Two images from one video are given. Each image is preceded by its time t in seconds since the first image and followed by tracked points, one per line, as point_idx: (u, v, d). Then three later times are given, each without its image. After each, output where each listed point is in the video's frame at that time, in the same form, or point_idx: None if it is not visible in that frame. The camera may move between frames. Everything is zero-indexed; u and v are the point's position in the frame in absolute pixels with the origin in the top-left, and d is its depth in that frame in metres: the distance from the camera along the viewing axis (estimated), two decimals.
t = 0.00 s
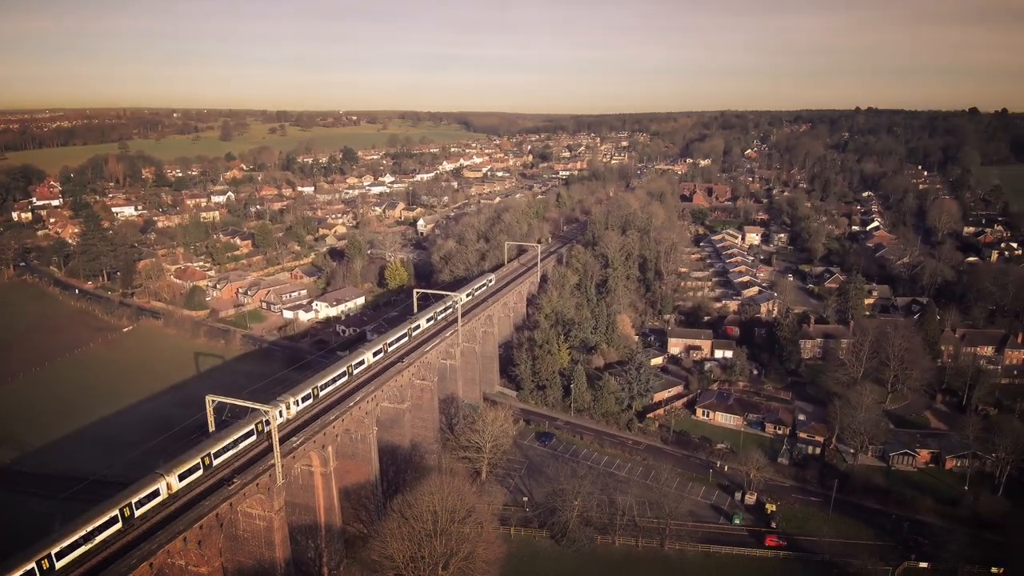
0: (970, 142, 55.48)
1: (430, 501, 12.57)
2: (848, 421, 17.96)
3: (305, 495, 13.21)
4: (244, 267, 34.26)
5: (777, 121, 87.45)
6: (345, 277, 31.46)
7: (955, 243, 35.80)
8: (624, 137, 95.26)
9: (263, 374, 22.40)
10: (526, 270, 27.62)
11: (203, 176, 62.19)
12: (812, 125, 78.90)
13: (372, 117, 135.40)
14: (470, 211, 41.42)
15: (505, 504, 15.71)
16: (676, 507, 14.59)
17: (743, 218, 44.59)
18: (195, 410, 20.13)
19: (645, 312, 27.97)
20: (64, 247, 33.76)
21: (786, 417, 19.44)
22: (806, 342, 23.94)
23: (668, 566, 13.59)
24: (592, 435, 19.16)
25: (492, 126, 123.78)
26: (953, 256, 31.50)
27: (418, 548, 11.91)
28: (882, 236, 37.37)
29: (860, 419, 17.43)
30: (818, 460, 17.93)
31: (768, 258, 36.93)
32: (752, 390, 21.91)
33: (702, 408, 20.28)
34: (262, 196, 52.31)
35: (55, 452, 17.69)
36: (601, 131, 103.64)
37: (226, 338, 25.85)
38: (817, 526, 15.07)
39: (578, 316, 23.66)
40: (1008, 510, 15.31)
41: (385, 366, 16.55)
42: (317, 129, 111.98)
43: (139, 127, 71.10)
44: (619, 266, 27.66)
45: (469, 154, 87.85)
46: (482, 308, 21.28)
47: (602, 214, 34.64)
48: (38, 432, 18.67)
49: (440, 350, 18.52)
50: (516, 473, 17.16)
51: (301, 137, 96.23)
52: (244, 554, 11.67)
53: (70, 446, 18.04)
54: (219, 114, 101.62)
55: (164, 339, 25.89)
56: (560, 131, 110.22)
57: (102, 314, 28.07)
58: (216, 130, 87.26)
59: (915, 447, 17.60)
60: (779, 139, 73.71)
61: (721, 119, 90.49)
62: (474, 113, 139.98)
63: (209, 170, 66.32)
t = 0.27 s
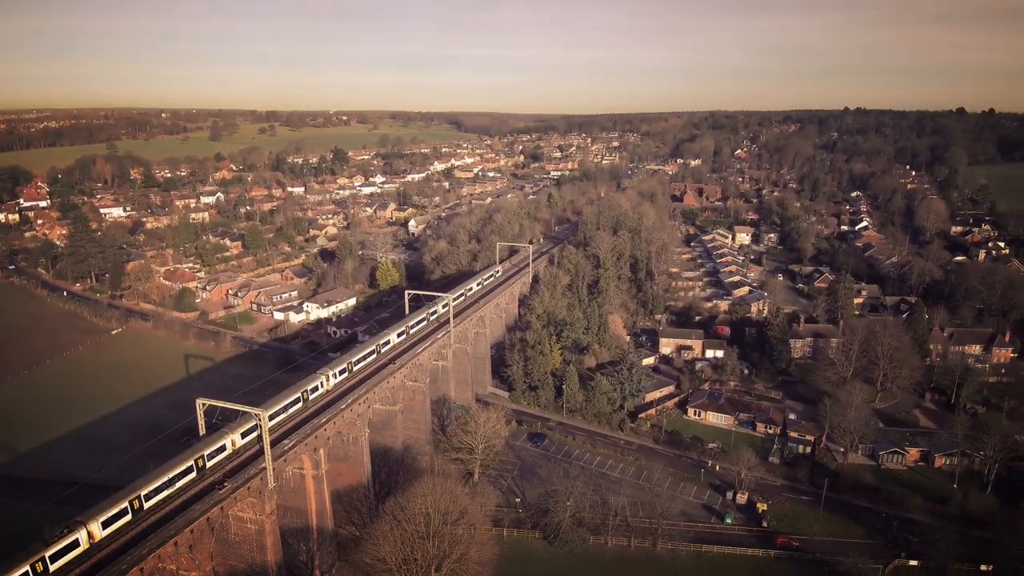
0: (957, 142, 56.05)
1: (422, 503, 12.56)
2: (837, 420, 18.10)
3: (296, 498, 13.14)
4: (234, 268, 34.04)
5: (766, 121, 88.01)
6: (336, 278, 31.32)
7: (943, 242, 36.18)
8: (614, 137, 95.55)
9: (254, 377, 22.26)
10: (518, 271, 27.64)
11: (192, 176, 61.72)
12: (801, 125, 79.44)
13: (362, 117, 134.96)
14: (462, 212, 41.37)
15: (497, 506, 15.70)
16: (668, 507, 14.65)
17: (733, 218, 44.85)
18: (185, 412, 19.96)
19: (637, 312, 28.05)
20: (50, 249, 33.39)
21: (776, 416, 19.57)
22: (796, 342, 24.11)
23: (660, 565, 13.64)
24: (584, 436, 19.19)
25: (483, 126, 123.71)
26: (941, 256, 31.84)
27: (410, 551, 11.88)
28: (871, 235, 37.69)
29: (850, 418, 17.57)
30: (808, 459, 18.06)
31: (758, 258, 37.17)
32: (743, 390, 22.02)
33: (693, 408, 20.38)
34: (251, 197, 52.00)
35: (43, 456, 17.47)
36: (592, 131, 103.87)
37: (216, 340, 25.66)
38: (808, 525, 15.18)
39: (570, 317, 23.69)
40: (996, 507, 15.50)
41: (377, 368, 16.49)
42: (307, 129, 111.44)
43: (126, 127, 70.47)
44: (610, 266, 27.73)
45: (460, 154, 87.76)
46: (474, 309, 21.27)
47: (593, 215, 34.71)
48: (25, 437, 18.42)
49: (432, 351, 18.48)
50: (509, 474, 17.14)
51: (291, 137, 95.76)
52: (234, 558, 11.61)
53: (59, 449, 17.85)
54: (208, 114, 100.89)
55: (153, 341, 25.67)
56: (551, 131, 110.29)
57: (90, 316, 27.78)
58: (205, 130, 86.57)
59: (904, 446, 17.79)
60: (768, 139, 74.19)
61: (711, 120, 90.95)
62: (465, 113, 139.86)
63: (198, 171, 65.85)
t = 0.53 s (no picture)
0: (953, 142, 56.25)
1: (420, 505, 12.56)
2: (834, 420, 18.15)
3: (294, 500, 13.13)
4: (230, 269, 33.98)
5: (763, 121, 88.22)
6: (333, 279, 31.27)
7: (939, 243, 36.32)
8: (611, 138, 95.69)
9: (251, 378, 22.22)
10: (515, 271, 27.67)
11: (189, 177, 61.58)
12: (797, 125, 79.64)
13: (359, 117, 134.87)
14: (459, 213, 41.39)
15: (495, 507, 15.70)
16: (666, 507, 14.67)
17: (730, 219, 44.95)
18: (182, 414, 19.91)
19: (634, 312, 28.08)
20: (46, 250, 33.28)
21: (773, 416, 19.62)
22: (792, 342, 24.18)
23: (657, 566, 13.67)
24: (581, 437, 19.21)
25: (480, 126, 123.72)
26: (936, 256, 31.95)
27: (407, 553, 11.86)
28: (867, 236, 37.80)
29: (847, 419, 17.63)
30: (805, 459, 18.12)
31: (755, 258, 37.28)
32: (740, 390, 22.07)
33: (690, 409, 20.42)
34: (248, 197, 51.90)
35: (40, 458, 17.41)
36: (589, 131, 103.99)
37: (212, 341, 25.60)
38: (805, 525, 15.22)
39: (568, 318, 23.71)
40: (992, 507, 15.58)
41: (375, 369, 16.47)
42: (303, 129, 111.29)
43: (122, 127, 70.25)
44: (607, 267, 27.79)
45: (457, 154, 87.75)
46: (472, 310, 21.27)
47: (590, 215, 34.74)
48: (20, 438, 18.35)
49: (429, 352, 18.47)
50: (506, 475, 17.14)
51: (287, 137, 95.66)
52: (232, 561, 11.57)
53: (56, 451, 17.79)
54: (205, 114, 100.70)
55: (150, 342, 25.61)
56: (547, 131, 110.31)
57: (86, 317, 27.70)
58: (201, 130, 86.35)
59: (900, 446, 17.86)
60: (764, 140, 74.38)
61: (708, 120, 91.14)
62: (462, 113, 139.85)
63: (194, 171, 65.70)
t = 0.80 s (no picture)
0: (951, 142, 56.32)
1: (419, 506, 12.56)
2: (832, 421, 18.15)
3: (293, 502, 13.13)
4: (229, 270, 33.96)
5: (762, 121, 88.29)
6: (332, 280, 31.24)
7: (937, 243, 36.38)
8: (610, 138, 95.78)
9: (249, 379, 22.24)
10: (514, 272, 27.69)
11: (187, 177, 61.54)
12: (796, 125, 79.67)
13: (358, 117, 134.90)
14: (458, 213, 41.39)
15: (494, 508, 15.72)
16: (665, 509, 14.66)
17: (729, 219, 45.01)
18: (181, 415, 19.91)
19: (633, 313, 28.08)
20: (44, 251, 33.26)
21: (772, 417, 19.64)
22: (791, 343, 24.21)
23: (656, 566, 13.71)
24: (580, 438, 19.23)
25: (479, 126, 123.74)
26: (935, 257, 31.99)
27: (407, 554, 11.86)
28: (866, 236, 37.85)
29: (845, 420, 17.63)
30: (803, 460, 18.15)
31: (754, 259, 37.33)
32: (739, 391, 22.08)
33: (689, 409, 20.45)
34: (246, 198, 51.88)
35: (39, 459, 17.41)
36: (588, 132, 104.03)
37: (211, 342, 25.58)
38: (803, 526, 15.25)
39: (567, 318, 23.71)
40: (990, 508, 15.62)
41: (374, 370, 16.46)
42: (302, 129, 111.25)
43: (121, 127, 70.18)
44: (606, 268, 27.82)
45: (456, 155, 87.74)
46: (471, 311, 21.26)
47: (589, 216, 34.75)
48: (19, 440, 18.35)
49: (428, 354, 18.46)
50: (506, 476, 17.15)
51: (286, 138, 95.69)
52: (231, 562, 11.56)
53: (55, 453, 17.78)
54: (203, 114, 100.64)
55: (149, 343, 25.60)
56: (546, 131, 110.30)
57: (85, 318, 27.67)
58: (200, 130, 86.32)
59: (899, 446, 17.88)
60: (763, 140, 74.42)
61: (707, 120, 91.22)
62: (461, 113, 139.87)
63: (193, 171, 65.67)
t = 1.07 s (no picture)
0: (952, 143, 56.32)
1: (419, 507, 12.56)
2: (832, 422, 18.12)
3: (292, 503, 13.13)
4: (229, 270, 33.98)
5: (762, 121, 88.34)
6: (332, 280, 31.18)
7: (938, 244, 36.39)
8: (610, 138, 95.83)
9: (249, 380, 22.26)
10: (514, 273, 27.71)
11: (188, 177, 61.58)
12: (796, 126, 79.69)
13: (358, 117, 134.99)
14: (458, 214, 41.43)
15: (494, 509, 15.72)
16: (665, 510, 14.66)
17: (728, 219, 45.03)
18: (182, 416, 19.92)
19: (633, 313, 28.08)
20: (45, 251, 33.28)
21: (771, 418, 19.65)
22: (791, 344, 24.22)
23: (656, 568, 13.72)
24: (580, 439, 19.24)
25: (480, 126, 123.84)
26: (935, 257, 31.99)
27: (407, 555, 11.85)
28: (866, 237, 37.86)
29: (845, 421, 17.62)
30: (803, 461, 18.17)
31: (754, 259, 37.36)
32: (739, 392, 22.09)
33: (689, 410, 20.46)
34: (246, 198, 51.92)
35: (39, 460, 17.41)
36: (588, 132, 104.13)
37: (211, 343, 25.59)
38: (803, 527, 15.25)
39: (567, 319, 23.73)
40: (990, 509, 15.64)
41: (374, 372, 16.46)
42: (302, 130, 111.32)
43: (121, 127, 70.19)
44: (606, 269, 27.86)
45: (456, 155, 87.80)
46: (471, 312, 21.27)
47: (589, 216, 34.78)
48: (19, 441, 18.35)
49: (428, 355, 18.46)
50: (505, 478, 17.17)
51: (286, 138, 95.78)
52: (230, 563, 11.57)
53: (54, 454, 17.78)
54: (203, 114, 100.71)
55: (149, 344, 25.61)
56: (546, 132, 110.36)
57: (86, 318, 27.68)
58: (200, 130, 86.34)
59: (898, 447, 17.89)
60: (763, 141, 74.50)
61: (706, 120, 91.29)
62: (461, 113, 139.94)
63: (193, 172, 65.72)
